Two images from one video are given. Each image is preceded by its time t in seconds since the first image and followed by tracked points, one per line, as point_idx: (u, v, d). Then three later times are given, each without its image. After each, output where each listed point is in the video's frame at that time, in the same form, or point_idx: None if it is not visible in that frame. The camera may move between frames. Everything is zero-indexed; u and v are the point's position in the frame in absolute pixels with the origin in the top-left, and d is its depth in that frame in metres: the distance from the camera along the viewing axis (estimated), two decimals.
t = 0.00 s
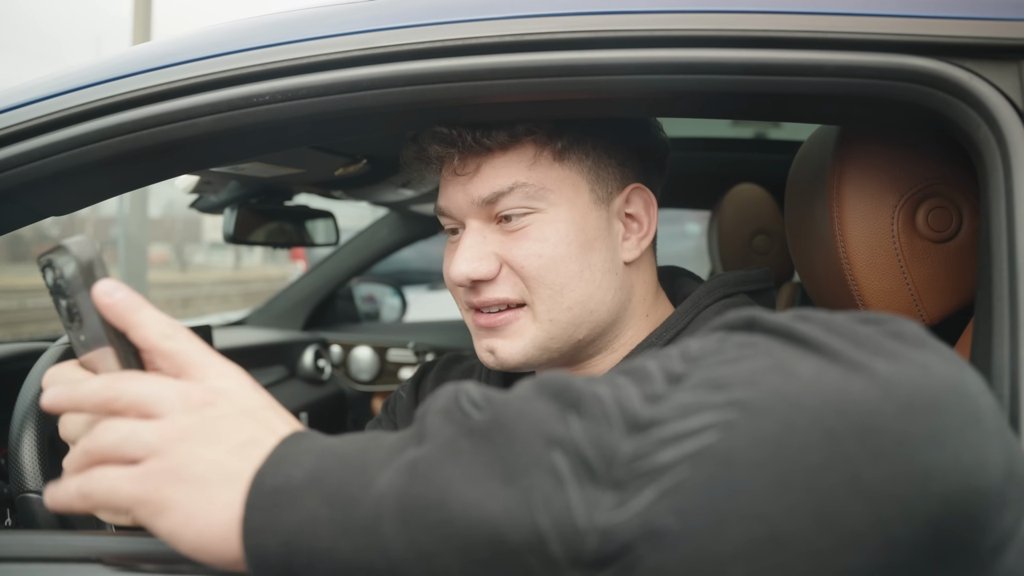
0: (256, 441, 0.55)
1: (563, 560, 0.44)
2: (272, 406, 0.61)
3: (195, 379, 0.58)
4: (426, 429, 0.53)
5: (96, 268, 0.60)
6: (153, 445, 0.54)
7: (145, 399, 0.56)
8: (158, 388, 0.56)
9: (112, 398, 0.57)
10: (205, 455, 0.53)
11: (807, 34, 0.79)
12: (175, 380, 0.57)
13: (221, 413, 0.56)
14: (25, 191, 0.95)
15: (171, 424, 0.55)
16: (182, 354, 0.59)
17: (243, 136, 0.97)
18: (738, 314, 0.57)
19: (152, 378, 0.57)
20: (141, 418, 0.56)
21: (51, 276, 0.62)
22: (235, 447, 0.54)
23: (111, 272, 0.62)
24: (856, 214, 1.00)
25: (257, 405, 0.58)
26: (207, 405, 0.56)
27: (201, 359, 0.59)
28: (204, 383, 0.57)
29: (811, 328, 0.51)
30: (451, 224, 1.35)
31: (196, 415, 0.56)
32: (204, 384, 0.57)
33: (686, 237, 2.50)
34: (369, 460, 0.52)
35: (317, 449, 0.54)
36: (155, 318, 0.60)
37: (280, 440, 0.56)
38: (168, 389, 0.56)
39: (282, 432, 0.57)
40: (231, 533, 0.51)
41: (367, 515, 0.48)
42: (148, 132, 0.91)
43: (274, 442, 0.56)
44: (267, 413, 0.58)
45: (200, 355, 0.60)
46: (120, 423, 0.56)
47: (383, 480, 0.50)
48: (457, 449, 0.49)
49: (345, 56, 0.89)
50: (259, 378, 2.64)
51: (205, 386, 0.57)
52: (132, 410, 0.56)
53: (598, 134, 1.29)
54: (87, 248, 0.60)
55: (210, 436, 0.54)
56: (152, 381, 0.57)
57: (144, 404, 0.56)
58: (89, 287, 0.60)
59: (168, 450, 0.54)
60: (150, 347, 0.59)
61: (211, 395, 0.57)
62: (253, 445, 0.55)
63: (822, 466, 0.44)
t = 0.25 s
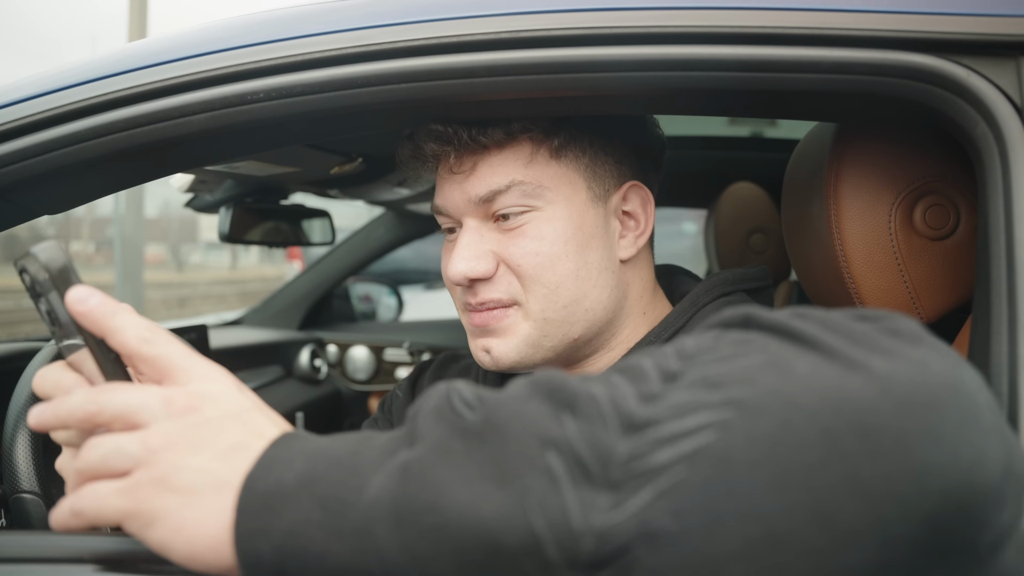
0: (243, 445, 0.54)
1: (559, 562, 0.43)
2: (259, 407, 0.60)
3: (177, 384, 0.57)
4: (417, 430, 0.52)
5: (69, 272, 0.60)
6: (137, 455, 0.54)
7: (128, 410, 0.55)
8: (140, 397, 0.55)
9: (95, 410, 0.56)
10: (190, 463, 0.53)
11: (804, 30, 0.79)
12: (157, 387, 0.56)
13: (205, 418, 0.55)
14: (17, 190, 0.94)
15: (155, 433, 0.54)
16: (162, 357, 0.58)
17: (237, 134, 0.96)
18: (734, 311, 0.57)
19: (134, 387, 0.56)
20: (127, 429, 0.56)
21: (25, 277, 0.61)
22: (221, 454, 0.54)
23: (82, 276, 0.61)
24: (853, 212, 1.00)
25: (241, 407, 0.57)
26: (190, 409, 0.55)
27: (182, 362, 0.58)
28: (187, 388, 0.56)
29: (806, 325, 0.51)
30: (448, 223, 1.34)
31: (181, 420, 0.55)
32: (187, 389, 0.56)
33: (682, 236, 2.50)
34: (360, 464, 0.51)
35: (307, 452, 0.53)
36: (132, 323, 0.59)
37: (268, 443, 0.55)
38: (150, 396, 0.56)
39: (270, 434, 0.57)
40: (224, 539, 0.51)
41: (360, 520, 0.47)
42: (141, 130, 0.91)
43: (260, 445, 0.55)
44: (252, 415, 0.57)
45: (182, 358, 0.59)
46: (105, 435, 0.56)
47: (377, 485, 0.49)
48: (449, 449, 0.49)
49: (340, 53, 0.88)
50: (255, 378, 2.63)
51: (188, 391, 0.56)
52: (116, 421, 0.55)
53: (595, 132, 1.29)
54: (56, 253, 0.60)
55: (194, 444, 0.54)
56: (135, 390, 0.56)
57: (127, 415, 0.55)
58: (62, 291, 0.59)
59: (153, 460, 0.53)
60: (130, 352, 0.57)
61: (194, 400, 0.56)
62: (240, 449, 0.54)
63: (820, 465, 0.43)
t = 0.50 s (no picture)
0: (237, 438, 0.54)
1: (558, 555, 0.43)
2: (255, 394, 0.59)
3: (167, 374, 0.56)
4: (414, 421, 0.52)
5: (60, 262, 0.59)
6: (131, 448, 0.53)
7: (121, 399, 0.55)
8: (130, 388, 0.55)
9: (90, 397, 0.55)
10: (185, 457, 0.53)
11: (803, 19, 0.78)
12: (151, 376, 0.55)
13: (197, 410, 0.54)
14: (11, 184, 0.93)
15: (149, 425, 0.54)
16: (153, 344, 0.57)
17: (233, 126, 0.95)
18: (735, 302, 0.57)
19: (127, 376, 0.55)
20: (122, 418, 0.55)
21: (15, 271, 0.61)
22: (215, 447, 0.53)
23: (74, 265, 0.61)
24: (852, 204, 1.00)
25: (236, 396, 0.56)
26: (181, 400, 0.55)
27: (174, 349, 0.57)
28: (176, 378, 0.55)
29: (807, 315, 0.51)
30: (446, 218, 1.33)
31: (172, 411, 0.54)
32: (177, 379, 0.55)
33: (680, 228, 2.49)
34: (358, 455, 0.51)
35: (304, 441, 0.53)
36: (122, 308, 0.57)
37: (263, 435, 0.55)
38: (139, 387, 0.55)
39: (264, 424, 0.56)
40: (222, 534, 0.51)
41: (360, 513, 0.47)
42: (136, 123, 0.90)
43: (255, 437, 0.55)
44: (247, 404, 0.57)
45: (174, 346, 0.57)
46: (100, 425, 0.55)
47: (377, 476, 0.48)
48: (447, 440, 0.48)
49: (336, 44, 0.88)
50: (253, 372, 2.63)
51: (179, 381, 0.55)
52: (111, 410, 0.55)
53: (592, 123, 1.28)
54: (45, 244, 0.59)
55: (188, 438, 0.54)
56: (127, 378, 0.55)
57: (120, 404, 0.55)
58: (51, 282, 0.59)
59: (147, 453, 0.53)
60: (122, 341, 0.56)
61: (185, 390, 0.55)
62: (234, 442, 0.54)
63: (822, 456, 0.43)
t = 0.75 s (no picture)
0: (220, 460, 0.54)
1: (558, 553, 0.43)
2: (235, 396, 0.58)
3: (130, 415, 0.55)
4: (413, 409, 0.51)
5: (67, 275, 0.59)
6: (126, 495, 0.54)
7: (98, 451, 0.55)
8: (105, 438, 0.55)
9: (71, 456, 0.56)
10: (179, 492, 0.54)
11: (802, 23, 0.78)
12: (119, 420, 0.55)
13: (171, 446, 0.54)
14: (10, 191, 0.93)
15: (133, 472, 0.54)
16: (135, 393, 0.56)
17: (231, 132, 0.95)
18: (742, 300, 0.56)
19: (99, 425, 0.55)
20: (104, 466, 0.56)
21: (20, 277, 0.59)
22: (201, 475, 0.53)
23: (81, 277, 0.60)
24: (852, 204, 0.99)
25: (205, 411, 0.55)
26: (150, 441, 0.54)
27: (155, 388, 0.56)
28: (138, 420, 0.54)
29: (813, 318, 0.50)
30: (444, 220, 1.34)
31: (149, 451, 0.54)
32: (140, 420, 0.54)
33: (679, 231, 2.49)
34: (359, 442, 0.50)
35: (306, 429, 0.52)
36: (109, 368, 0.56)
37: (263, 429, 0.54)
38: (110, 437, 0.55)
39: (249, 430, 0.55)
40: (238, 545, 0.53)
41: (364, 507, 0.46)
42: (135, 129, 0.90)
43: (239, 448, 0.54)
44: (220, 414, 0.56)
45: (153, 386, 0.56)
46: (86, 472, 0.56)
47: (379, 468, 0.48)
48: (447, 430, 0.48)
49: (336, 49, 0.87)
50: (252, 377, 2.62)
51: (140, 421, 0.54)
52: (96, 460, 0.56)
53: (591, 127, 1.28)
54: (53, 255, 0.58)
55: (175, 470, 0.54)
56: (98, 432, 0.55)
57: (102, 456, 0.55)
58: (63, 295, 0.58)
59: (144, 496, 0.54)
60: (102, 399, 0.55)
61: (149, 431, 0.54)
62: (218, 463, 0.53)
63: (823, 462, 0.42)
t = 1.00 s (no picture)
0: (220, 477, 0.53)
1: (562, 569, 0.42)
2: (242, 407, 0.57)
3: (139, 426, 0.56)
4: (414, 425, 0.50)
5: (69, 291, 0.59)
6: (130, 504, 0.55)
7: (106, 461, 0.56)
8: (112, 450, 0.56)
9: (82, 464, 0.58)
10: (178, 509, 0.54)
11: (802, 30, 0.78)
12: (125, 430, 0.56)
13: (173, 461, 0.54)
14: (9, 197, 0.93)
15: (137, 483, 0.55)
16: (141, 403, 0.56)
17: (232, 138, 0.95)
18: (744, 309, 0.55)
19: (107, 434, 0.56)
20: (115, 475, 0.57)
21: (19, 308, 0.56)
22: (201, 494, 0.53)
23: (82, 288, 0.61)
24: (853, 210, 1.00)
25: (209, 429, 0.55)
26: (155, 454, 0.54)
27: (161, 399, 0.56)
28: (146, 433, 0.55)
29: (815, 327, 0.49)
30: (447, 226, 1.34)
31: (152, 465, 0.55)
32: (147, 433, 0.55)
33: (678, 235, 2.49)
34: (361, 457, 0.50)
35: (309, 445, 0.52)
36: (115, 376, 0.57)
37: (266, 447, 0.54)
38: (118, 449, 0.56)
39: (251, 450, 0.54)
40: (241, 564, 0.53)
41: (367, 523, 0.46)
42: (135, 135, 0.90)
43: (242, 467, 0.53)
44: (223, 432, 0.55)
45: (161, 396, 0.56)
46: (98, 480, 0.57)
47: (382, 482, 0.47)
48: (447, 446, 0.47)
49: (337, 55, 0.87)
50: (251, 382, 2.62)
51: (149, 434, 0.55)
52: (105, 470, 0.57)
53: (592, 132, 1.28)
54: (54, 272, 0.58)
55: (176, 487, 0.54)
56: (105, 442, 0.56)
57: (109, 465, 0.56)
58: (68, 312, 0.59)
59: (145, 509, 0.55)
60: (111, 408, 0.55)
61: (154, 444, 0.55)
62: (217, 483, 0.53)
63: (825, 471, 0.42)
